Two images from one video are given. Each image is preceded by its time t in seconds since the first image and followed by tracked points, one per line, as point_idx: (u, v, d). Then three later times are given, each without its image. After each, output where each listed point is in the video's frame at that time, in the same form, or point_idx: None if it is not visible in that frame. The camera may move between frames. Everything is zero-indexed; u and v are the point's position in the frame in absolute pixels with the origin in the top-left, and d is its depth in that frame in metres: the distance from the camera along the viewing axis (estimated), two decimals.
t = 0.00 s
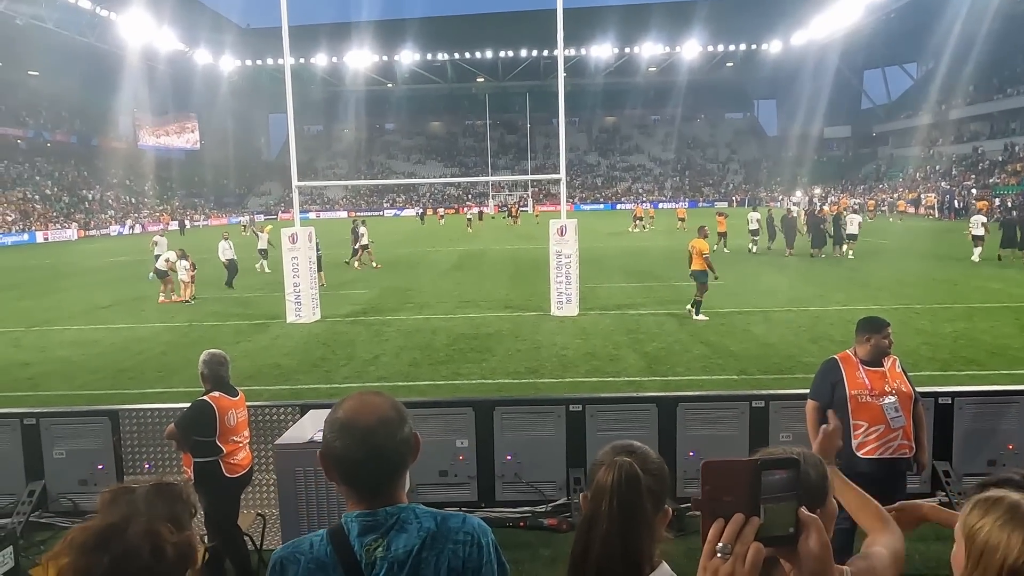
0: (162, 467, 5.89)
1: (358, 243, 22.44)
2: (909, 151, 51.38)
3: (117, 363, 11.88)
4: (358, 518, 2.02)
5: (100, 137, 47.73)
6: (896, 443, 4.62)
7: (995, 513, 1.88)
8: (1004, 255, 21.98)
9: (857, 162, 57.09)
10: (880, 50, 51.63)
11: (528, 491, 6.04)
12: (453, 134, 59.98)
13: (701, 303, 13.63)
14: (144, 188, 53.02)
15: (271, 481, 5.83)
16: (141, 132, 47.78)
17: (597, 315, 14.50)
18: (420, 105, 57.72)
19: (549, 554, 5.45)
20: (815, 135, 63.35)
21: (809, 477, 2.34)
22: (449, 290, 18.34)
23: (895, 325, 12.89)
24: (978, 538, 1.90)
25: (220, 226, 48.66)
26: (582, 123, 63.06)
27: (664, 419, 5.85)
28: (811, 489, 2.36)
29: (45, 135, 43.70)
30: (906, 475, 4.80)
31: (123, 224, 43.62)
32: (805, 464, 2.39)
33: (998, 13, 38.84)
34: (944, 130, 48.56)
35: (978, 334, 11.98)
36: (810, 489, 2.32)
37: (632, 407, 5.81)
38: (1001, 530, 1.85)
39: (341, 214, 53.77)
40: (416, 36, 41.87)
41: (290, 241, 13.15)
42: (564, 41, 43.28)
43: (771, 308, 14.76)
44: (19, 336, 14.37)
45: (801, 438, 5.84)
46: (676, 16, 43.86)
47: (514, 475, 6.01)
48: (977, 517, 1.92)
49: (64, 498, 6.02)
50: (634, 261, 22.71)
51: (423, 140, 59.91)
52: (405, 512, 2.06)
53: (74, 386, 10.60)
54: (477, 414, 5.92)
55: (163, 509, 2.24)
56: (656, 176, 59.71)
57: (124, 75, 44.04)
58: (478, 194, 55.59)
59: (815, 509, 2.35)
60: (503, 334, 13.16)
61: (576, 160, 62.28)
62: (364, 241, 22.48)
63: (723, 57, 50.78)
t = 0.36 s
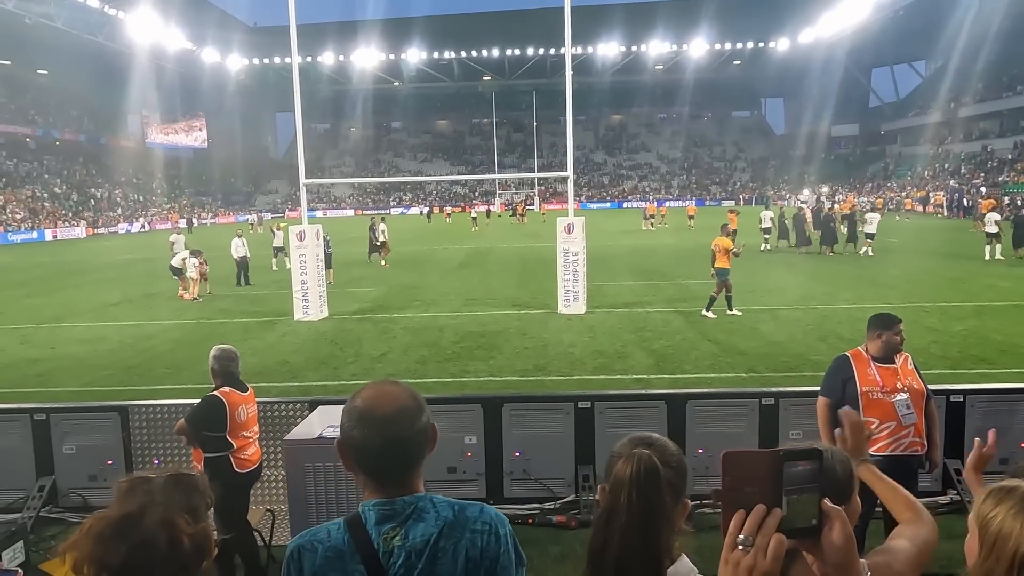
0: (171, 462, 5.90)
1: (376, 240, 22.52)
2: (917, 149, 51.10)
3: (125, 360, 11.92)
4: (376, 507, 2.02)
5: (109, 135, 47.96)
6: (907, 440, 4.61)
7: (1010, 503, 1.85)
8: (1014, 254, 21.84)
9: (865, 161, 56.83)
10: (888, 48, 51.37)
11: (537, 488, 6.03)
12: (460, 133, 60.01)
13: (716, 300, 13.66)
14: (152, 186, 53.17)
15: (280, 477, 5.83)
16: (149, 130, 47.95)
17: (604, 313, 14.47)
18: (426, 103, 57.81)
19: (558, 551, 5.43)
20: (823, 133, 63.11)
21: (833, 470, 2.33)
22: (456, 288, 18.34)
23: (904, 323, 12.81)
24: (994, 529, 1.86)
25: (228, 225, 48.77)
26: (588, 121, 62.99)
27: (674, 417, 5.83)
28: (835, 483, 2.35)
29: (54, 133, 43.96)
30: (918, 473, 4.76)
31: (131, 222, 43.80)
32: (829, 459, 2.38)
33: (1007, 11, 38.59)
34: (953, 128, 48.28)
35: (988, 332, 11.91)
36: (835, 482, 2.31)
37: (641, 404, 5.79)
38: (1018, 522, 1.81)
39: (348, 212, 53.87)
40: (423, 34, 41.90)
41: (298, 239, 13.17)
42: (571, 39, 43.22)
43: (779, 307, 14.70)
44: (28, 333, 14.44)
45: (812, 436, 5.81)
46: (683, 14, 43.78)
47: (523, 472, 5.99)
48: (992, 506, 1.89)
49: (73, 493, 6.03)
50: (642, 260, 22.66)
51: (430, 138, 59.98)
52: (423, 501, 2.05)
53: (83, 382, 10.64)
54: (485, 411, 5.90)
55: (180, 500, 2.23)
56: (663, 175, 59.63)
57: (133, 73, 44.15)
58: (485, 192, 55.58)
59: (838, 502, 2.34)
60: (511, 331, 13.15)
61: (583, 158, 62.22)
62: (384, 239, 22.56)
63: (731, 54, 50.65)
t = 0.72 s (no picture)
0: (179, 462, 5.91)
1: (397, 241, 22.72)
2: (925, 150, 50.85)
3: (133, 360, 11.98)
4: (388, 505, 2.01)
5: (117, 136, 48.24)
6: (915, 442, 4.56)
7: (1013, 501, 1.83)
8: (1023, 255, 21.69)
9: (872, 162, 56.58)
10: (895, 49, 51.15)
11: (543, 489, 6.02)
12: (466, 134, 60.16)
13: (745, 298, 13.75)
14: (159, 187, 53.35)
15: (287, 477, 5.84)
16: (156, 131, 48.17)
17: (611, 314, 14.45)
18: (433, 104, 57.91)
19: (565, 552, 5.42)
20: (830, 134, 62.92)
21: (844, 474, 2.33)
22: (463, 289, 18.35)
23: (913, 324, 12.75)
24: (1001, 527, 1.83)
25: (235, 226, 48.90)
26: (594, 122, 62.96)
27: (681, 418, 5.81)
28: (848, 483, 2.34)
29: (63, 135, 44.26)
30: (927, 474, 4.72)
31: (139, 223, 44.02)
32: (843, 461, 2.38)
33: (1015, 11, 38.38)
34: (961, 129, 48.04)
35: (998, 334, 11.83)
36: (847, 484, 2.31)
37: (648, 405, 5.77)
38: None
39: (355, 213, 53.95)
40: (430, 35, 41.95)
41: (305, 240, 13.20)
42: (577, 40, 43.15)
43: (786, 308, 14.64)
44: (37, 333, 14.51)
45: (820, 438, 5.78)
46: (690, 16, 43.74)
47: (529, 473, 5.99)
48: (995, 504, 1.87)
49: (81, 493, 6.05)
50: (648, 261, 22.63)
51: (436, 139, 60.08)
52: (435, 499, 2.05)
53: (91, 382, 10.69)
54: (492, 411, 5.90)
55: (189, 498, 2.24)
56: (670, 176, 59.53)
57: (141, 75, 44.32)
58: (491, 194, 55.57)
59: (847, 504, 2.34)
60: (518, 332, 13.15)
61: (589, 160, 62.23)
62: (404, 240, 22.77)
63: (737, 55, 50.52)
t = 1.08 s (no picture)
0: (181, 463, 5.94)
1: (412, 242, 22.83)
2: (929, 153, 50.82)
3: (137, 361, 12.01)
4: (393, 503, 2.02)
5: (122, 138, 48.46)
6: (917, 446, 4.56)
7: (1015, 504, 1.80)
8: None
9: (876, 165, 56.54)
10: (900, 52, 51.12)
11: (545, 492, 6.02)
12: (470, 136, 60.36)
13: (757, 302, 13.66)
14: (165, 188, 53.68)
15: (290, 479, 5.85)
16: (161, 133, 48.42)
17: (614, 317, 14.46)
18: (437, 107, 57.96)
19: (567, 555, 5.42)
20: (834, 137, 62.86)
21: (839, 477, 2.35)
22: (467, 292, 18.39)
23: (917, 328, 12.72)
24: (996, 528, 1.83)
25: (239, 228, 49.13)
26: (599, 125, 63.03)
27: (683, 421, 5.81)
28: (842, 485, 2.37)
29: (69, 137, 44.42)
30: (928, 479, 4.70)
31: (144, 225, 44.22)
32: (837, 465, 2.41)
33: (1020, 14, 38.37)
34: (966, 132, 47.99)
35: (1002, 337, 11.79)
36: (841, 487, 2.33)
37: (651, 407, 5.78)
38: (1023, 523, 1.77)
39: (359, 216, 54.18)
40: (434, 38, 42.12)
41: (309, 242, 13.23)
42: (581, 43, 43.29)
43: (789, 311, 14.63)
44: (42, 335, 14.59)
45: (823, 441, 5.78)
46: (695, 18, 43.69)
47: (531, 475, 5.99)
48: (997, 507, 1.84)
49: (85, 494, 6.07)
50: (652, 264, 22.64)
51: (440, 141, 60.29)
52: (439, 498, 2.06)
53: (96, 384, 10.74)
54: (495, 414, 5.91)
55: (190, 500, 2.26)
56: (674, 179, 59.63)
57: (146, 78, 44.59)
58: (495, 197, 55.73)
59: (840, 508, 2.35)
60: (521, 335, 13.16)
61: (593, 162, 62.40)
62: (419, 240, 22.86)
63: (741, 58, 50.56)
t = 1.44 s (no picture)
0: (183, 467, 5.96)
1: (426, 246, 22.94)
2: (933, 157, 50.83)
3: (141, 365, 12.05)
4: (392, 507, 2.03)
5: (127, 142, 48.60)
6: (917, 451, 4.57)
7: (1017, 521, 1.79)
8: None
9: (880, 170, 56.55)
10: (903, 57, 51.15)
11: (546, 496, 6.04)
12: (473, 140, 60.38)
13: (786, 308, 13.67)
14: (169, 192, 53.90)
15: (292, 483, 5.88)
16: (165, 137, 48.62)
17: (615, 322, 14.46)
18: (440, 111, 58.05)
19: (567, 560, 5.43)
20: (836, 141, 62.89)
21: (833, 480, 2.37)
22: (469, 296, 18.42)
23: (918, 333, 12.71)
24: (995, 540, 1.83)
25: (243, 232, 49.30)
26: (601, 129, 63.10)
27: (684, 426, 5.82)
28: (836, 489, 2.37)
29: (73, 141, 44.50)
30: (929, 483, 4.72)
31: (147, 228, 44.34)
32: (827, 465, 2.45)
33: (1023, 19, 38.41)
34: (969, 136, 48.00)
35: (1004, 343, 11.78)
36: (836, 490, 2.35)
37: (651, 412, 5.79)
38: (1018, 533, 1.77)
39: (362, 219, 54.36)
40: (437, 43, 42.29)
41: (311, 246, 13.24)
42: (584, 48, 43.43)
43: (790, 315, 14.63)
44: (45, 338, 14.62)
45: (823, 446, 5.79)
46: (698, 23, 43.72)
47: (533, 480, 6.00)
48: (1000, 520, 1.84)
49: (88, 497, 6.11)
50: (654, 268, 22.65)
51: (443, 146, 60.35)
52: (437, 501, 2.07)
53: (99, 387, 10.77)
54: (496, 418, 5.93)
55: (189, 507, 2.30)
56: (676, 183, 59.66)
57: (151, 83, 44.80)
58: (498, 201, 55.86)
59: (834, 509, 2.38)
60: (523, 339, 13.19)
61: (596, 166, 62.52)
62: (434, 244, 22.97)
63: (744, 63, 50.61)
